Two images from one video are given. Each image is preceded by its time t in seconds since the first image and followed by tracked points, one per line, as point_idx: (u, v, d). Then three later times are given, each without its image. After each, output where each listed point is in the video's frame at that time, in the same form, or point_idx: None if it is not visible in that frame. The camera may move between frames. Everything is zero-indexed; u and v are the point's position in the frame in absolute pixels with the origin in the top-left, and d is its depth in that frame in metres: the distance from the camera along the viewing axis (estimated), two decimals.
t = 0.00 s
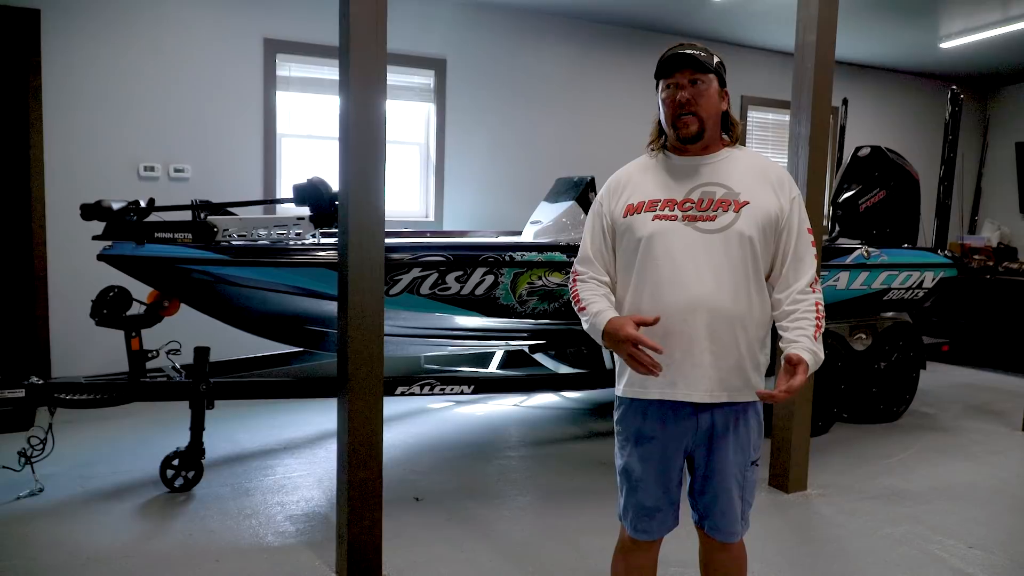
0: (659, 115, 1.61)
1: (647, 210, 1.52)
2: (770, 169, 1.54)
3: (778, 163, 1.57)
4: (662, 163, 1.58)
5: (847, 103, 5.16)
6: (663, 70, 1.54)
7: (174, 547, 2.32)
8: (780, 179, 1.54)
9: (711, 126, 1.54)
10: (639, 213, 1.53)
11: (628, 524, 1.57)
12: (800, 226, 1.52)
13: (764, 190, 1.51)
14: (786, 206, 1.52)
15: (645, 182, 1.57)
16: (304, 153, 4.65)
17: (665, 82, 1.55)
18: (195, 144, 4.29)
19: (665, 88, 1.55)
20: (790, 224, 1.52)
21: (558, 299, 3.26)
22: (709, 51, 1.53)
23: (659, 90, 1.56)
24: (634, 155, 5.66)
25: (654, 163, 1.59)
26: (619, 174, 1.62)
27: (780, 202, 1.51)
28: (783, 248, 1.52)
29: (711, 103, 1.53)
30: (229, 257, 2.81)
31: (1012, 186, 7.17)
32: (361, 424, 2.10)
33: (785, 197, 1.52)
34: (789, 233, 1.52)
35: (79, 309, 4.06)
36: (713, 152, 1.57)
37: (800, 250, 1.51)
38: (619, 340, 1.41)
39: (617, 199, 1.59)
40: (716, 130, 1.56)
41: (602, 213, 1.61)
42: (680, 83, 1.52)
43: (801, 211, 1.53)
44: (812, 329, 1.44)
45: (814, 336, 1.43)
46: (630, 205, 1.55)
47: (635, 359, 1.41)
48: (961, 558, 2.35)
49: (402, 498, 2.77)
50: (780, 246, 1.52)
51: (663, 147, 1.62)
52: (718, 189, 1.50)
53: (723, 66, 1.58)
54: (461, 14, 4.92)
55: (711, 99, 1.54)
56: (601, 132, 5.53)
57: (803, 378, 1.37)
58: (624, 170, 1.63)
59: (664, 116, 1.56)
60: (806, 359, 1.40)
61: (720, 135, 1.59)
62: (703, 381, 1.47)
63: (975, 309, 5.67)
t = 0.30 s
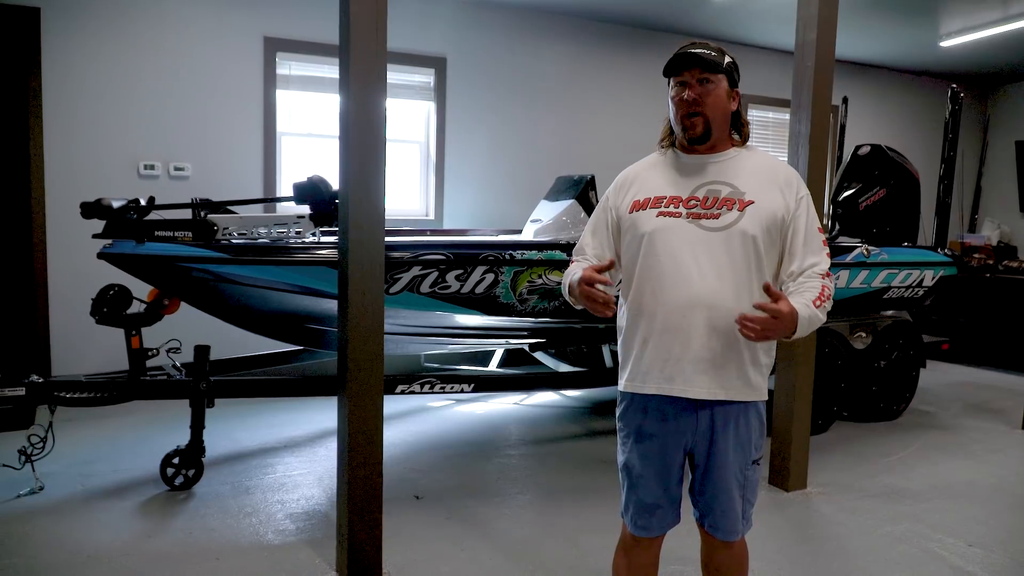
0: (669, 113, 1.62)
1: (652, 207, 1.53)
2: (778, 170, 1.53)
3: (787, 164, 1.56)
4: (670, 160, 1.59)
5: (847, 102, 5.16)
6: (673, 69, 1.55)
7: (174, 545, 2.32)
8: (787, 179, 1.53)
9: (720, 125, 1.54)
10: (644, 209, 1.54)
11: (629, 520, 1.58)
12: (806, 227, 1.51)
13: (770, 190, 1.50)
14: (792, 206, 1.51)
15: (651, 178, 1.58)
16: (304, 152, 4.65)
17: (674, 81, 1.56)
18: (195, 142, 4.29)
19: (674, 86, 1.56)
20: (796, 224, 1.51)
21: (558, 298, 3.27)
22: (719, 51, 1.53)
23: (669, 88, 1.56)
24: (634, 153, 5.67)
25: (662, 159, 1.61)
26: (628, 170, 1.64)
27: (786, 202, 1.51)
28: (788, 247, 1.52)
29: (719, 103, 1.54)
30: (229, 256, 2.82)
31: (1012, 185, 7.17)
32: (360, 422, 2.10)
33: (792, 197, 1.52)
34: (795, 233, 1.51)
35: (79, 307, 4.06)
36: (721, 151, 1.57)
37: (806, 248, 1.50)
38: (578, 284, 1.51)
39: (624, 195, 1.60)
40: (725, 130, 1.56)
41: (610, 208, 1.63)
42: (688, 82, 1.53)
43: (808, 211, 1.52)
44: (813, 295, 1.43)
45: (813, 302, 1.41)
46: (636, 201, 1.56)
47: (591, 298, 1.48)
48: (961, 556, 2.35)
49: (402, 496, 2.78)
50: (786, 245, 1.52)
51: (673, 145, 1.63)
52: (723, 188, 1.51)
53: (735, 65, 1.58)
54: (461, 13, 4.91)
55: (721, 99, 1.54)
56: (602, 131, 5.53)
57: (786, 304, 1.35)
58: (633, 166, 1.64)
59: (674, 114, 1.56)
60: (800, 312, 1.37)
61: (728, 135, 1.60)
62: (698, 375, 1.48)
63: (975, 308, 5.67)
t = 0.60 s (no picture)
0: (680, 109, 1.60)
1: (655, 204, 1.54)
2: (781, 171, 1.53)
3: (791, 164, 1.56)
4: (674, 156, 1.59)
5: (846, 99, 5.15)
6: (693, 65, 1.53)
7: (175, 543, 2.33)
8: (790, 180, 1.53)
9: (735, 125, 1.55)
10: (647, 206, 1.54)
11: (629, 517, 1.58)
12: (807, 228, 1.51)
13: (772, 191, 1.50)
14: (794, 207, 1.51)
15: (655, 173, 1.58)
16: (304, 151, 4.65)
17: (692, 76, 1.54)
18: (194, 141, 4.28)
19: (691, 82, 1.54)
20: (797, 226, 1.51)
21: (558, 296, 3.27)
22: (737, 50, 1.54)
23: (686, 84, 1.54)
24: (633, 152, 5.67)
25: (668, 154, 1.60)
26: (631, 164, 1.64)
27: (788, 203, 1.50)
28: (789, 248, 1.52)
29: (738, 103, 1.54)
30: (228, 255, 2.81)
31: (1011, 183, 7.18)
32: (359, 421, 2.10)
33: (794, 199, 1.52)
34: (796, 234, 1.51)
35: (78, 305, 4.06)
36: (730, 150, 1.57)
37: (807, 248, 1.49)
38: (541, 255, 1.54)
39: (627, 190, 1.61)
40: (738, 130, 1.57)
41: (613, 202, 1.63)
42: (711, 79, 1.51)
43: (810, 212, 1.51)
44: (807, 287, 1.43)
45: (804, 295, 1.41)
46: (639, 197, 1.56)
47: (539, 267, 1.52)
48: (959, 553, 2.35)
49: (401, 494, 2.78)
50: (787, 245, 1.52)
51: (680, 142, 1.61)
52: (726, 188, 1.51)
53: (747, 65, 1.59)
54: (461, 11, 4.91)
55: (737, 99, 1.54)
56: (601, 130, 5.53)
57: (763, 287, 1.32)
58: (637, 160, 1.64)
59: (690, 111, 1.55)
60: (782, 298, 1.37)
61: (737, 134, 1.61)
62: (698, 375, 1.48)
63: (974, 306, 5.68)
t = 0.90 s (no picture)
0: (676, 114, 1.59)
1: (653, 209, 1.54)
2: (780, 174, 1.53)
3: (789, 167, 1.56)
4: (672, 158, 1.59)
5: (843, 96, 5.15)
6: (687, 70, 1.52)
7: (174, 541, 2.33)
8: (789, 184, 1.53)
9: (731, 130, 1.53)
10: (645, 210, 1.54)
11: (626, 515, 1.57)
12: (805, 232, 1.51)
13: (771, 196, 1.50)
14: (793, 211, 1.51)
15: (653, 176, 1.57)
16: (302, 148, 4.65)
17: (686, 82, 1.53)
18: (192, 139, 4.28)
19: (685, 87, 1.53)
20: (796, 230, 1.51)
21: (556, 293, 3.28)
22: (733, 54, 1.52)
23: (680, 89, 1.54)
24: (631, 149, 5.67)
25: (664, 156, 1.60)
26: (628, 165, 1.64)
27: (787, 207, 1.51)
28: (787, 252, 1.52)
29: (733, 108, 1.53)
30: (226, 252, 2.81)
31: (1009, 180, 7.19)
32: (358, 424, 2.10)
33: (793, 203, 1.51)
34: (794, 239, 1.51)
35: (76, 304, 4.06)
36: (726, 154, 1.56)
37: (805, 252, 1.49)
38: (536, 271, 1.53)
39: (624, 191, 1.60)
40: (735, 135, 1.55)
41: (611, 204, 1.63)
42: (704, 85, 1.51)
43: (808, 216, 1.52)
44: (802, 304, 1.42)
45: (801, 309, 1.41)
46: (637, 201, 1.56)
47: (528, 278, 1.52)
48: (958, 550, 2.36)
49: (400, 492, 2.78)
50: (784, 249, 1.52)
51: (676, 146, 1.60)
52: (724, 193, 1.50)
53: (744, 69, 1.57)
54: (459, 9, 4.91)
55: (733, 104, 1.53)
56: (598, 127, 5.53)
57: (764, 315, 1.32)
58: (634, 162, 1.64)
59: (684, 116, 1.53)
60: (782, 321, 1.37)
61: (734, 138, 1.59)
62: (697, 381, 1.49)
63: (972, 303, 5.68)
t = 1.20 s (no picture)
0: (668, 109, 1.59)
1: (650, 207, 1.54)
2: (776, 169, 1.53)
3: (784, 163, 1.56)
4: (668, 157, 1.59)
5: (842, 94, 5.15)
6: (679, 64, 1.53)
7: (173, 540, 2.33)
8: (785, 179, 1.53)
9: (724, 123, 1.53)
10: (642, 209, 1.54)
11: (625, 515, 1.58)
12: (802, 228, 1.51)
13: (768, 192, 1.50)
14: (790, 206, 1.51)
15: (649, 176, 1.58)
16: (300, 147, 4.65)
17: (678, 76, 1.54)
18: (189, 138, 4.28)
19: (677, 82, 1.54)
20: (793, 226, 1.51)
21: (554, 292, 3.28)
22: (724, 47, 1.53)
23: (672, 84, 1.54)
24: (629, 148, 5.67)
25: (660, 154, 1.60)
26: (624, 165, 1.64)
27: (783, 203, 1.51)
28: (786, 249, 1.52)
29: (724, 101, 1.53)
30: (224, 252, 2.82)
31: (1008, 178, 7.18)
32: (358, 422, 2.10)
33: (789, 198, 1.52)
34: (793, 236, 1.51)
35: (75, 303, 4.06)
36: (721, 149, 1.56)
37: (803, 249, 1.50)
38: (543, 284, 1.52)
39: (621, 191, 1.60)
40: (727, 129, 1.55)
41: (607, 204, 1.63)
42: (695, 78, 1.51)
43: (805, 212, 1.52)
44: (807, 307, 1.43)
45: (807, 314, 1.42)
46: (634, 200, 1.56)
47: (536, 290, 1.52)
48: (956, 548, 2.36)
49: (398, 490, 2.78)
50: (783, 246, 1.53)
51: (671, 142, 1.60)
52: (721, 190, 1.51)
53: (737, 63, 1.57)
54: (456, 7, 4.91)
55: (724, 97, 1.53)
56: (596, 125, 5.53)
57: (784, 325, 1.34)
58: (630, 162, 1.64)
59: (676, 110, 1.54)
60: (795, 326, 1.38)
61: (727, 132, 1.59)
62: (698, 379, 1.48)
63: (971, 301, 5.68)
